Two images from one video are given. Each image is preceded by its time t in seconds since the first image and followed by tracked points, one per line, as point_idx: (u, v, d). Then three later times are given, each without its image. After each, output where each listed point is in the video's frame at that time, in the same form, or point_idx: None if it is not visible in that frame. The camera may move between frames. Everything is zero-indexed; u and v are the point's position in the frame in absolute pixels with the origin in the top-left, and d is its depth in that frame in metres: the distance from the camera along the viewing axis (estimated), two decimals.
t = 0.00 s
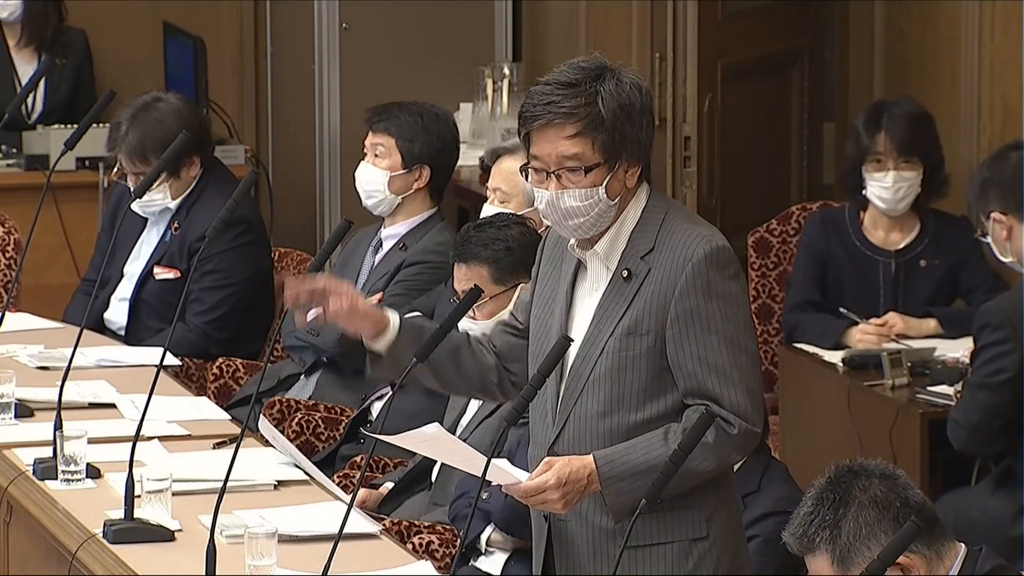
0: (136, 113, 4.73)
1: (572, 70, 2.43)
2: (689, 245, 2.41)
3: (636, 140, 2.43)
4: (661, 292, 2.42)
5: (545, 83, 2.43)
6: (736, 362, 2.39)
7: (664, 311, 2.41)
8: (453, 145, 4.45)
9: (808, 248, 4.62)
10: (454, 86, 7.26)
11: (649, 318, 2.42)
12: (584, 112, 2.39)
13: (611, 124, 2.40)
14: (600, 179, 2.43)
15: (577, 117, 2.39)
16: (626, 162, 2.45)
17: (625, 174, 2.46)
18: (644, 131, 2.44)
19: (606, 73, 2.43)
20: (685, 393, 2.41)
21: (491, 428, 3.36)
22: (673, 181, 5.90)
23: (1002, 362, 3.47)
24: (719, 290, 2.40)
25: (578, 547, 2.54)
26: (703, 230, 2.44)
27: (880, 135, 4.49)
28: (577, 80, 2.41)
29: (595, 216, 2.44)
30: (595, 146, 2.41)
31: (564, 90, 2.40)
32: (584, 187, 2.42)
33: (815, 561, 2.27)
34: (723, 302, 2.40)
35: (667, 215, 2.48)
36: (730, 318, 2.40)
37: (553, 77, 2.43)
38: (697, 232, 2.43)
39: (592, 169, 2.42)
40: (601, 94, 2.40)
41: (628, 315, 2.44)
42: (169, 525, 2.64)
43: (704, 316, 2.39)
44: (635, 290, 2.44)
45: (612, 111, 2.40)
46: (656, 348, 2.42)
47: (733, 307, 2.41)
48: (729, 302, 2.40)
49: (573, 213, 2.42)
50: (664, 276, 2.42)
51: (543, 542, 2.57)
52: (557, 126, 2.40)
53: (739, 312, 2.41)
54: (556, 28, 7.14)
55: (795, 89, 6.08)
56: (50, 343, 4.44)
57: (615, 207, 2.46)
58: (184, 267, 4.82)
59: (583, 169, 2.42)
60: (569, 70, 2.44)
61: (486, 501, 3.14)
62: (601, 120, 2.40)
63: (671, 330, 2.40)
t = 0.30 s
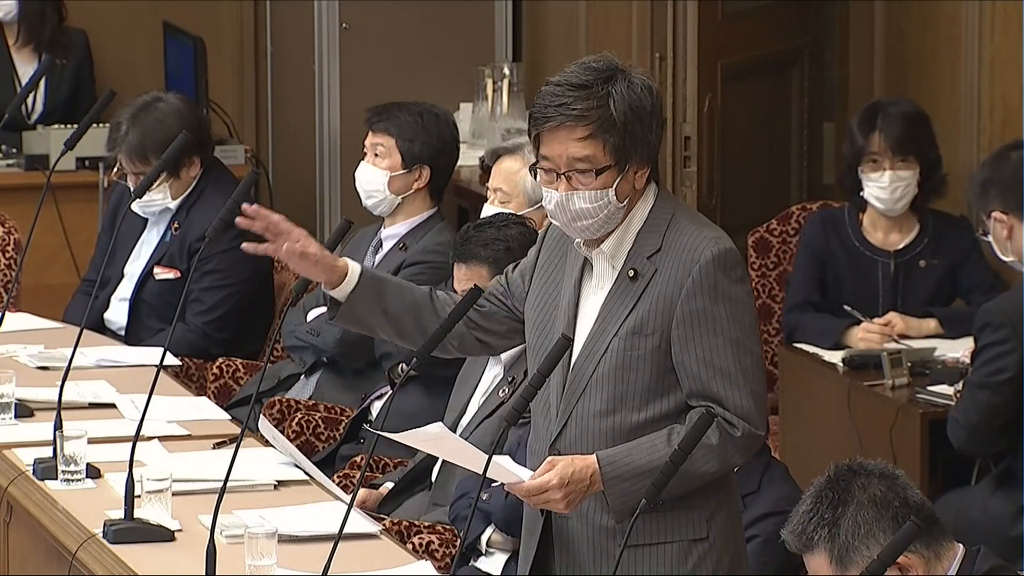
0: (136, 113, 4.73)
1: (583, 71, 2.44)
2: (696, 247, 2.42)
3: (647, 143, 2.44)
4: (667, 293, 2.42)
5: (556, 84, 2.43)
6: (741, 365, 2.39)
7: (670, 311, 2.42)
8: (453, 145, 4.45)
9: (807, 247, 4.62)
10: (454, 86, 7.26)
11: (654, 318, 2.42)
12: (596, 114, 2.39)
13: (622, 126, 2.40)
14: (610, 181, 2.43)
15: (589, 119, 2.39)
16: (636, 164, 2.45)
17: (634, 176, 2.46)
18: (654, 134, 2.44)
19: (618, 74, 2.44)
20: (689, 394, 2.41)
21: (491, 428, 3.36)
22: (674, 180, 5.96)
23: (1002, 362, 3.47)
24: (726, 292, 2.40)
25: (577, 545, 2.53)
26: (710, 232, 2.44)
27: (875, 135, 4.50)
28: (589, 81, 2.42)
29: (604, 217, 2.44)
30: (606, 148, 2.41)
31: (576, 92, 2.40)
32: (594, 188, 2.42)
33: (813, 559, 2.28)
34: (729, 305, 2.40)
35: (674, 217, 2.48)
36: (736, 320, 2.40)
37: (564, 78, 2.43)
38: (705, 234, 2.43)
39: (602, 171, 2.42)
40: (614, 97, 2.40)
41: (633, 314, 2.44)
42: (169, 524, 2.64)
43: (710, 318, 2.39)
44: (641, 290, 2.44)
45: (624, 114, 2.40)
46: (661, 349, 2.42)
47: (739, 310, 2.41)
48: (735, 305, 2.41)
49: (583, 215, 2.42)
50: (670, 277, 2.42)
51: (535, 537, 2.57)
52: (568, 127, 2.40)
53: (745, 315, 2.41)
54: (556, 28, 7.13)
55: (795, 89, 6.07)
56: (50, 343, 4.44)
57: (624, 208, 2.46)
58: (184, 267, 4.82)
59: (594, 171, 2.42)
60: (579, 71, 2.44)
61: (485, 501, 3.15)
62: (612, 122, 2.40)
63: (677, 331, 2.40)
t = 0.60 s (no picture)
0: (136, 113, 4.73)
1: (583, 68, 2.43)
2: (697, 244, 2.42)
3: (646, 139, 2.44)
4: (669, 289, 2.42)
5: (556, 80, 2.43)
6: (743, 362, 2.39)
7: (671, 308, 2.42)
8: (453, 145, 4.45)
9: (807, 246, 4.62)
10: (454, 86, 7.26)
11: (656, 315, 2.42)
12: (596, 110, 2.39)
13: (622, 122, 2.40)
14: (610, 177, 2.43)
15: (588, 115, 2.39)
16: (636, 161, 2.45)
17: (635, 172, 2.46)
18: (654, 130, 2.44)
19: (618, 70, 2.43)
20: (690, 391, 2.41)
21: (491, 428, 3.36)
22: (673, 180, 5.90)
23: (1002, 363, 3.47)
24: (727, 289, 2.40)
25: (578, 543, 2.53)
26: (711, 229, 2.44)
27: (883, 138, 4.49)
28: (589, 77, 2.41)
29: (604, 213, 2.44)
30: (606, 144, 2.41)
31: (576, 88, 2.40)
32: (594, 184, 2.42)
33: (816, 544, 2.30)
34: (731, 301, 2.40)
35: (676, 214, 2.48)
36: (738, 317, 2.40)
37: (564, 75, 2.43)
38: (706, 231, 2.43)
39: (602, 167, 2.42)
40: (613, 93, 2.40)
41: (634, 311, 2.44)
42: (169, 524, 2.64)
43: (711, 315, 2.39)
44: (642, 288, 2.44)
45: (623, 110, 2.40)
46: (662, 345, 2.42)
47: (741, 306, 2.41)
48: (737, 301, 2.40)
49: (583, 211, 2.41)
50: (671, 273, 2.42)
51: (536, 535, 2.56)
52: (568, 124, 2.40)
53: (747, 312, 2.41)
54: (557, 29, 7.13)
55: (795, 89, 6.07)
56: (50, 343, 4.44)
57: (624, 204, 2.46)
58: (184, 267, 4.82)
59: (594, 167, 2.42)
60: (579, 68, 2.44)
61: (486, 501, 3.14)
62: (612, 118, 2.40)
63: (678, 328, 2.40)
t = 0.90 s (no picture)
0: (136, 113, 4.73)
1: (580, 65, 2.43)
2: (697, 241, 2.42)
3: (643, 136, 2.44)
4: (669, 286, 2.42)
5: (553, 78, 2.43)
6: (743, 359, 2.39)
7: (671, 306, 2.42)
8: (453, 145, 4.45)
9: (808, 246, 4.61)
10: (454, 86, 7.26)
11: (656, 312, 2.42)
12: (592, 106, 2.39)
13: (618, 119, 2.40)
14: (608, 174, 2.43)
15: (585, 112, 2.39)
16: (633, 157, 2.45)
17: (632, 170, 2.46)
18: (651, 127, 2.44)
19: (615, 67, 2.43)
20: (691, 389, 2.41)
21: (491, 427, 3.36)
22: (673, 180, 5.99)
23: (1002, 363, 3.47)
24: (727, 285, 2.40)
25: (579, 543, 2.53)
26: (712, 226, 2.44)
27: (902, 145, 4.45)
28: (585, 75, 2.41)
29: (603, 210, 2.44)
30: (602, 140, 2.41)
31: (572, 85, 2.40)
32: (592, 181, 2.42)
33: (823, 533, 2.32)
34: (730, 298, 2.40)
35: (676, 212, 2.48)
36: (737, 313, 2.40)
37: (561, 72, 2.43)
38: (706, 228, 2.43)
39: (599, 164, 2.42)
40: (610, 90, 2.40)
41: (635, 310, 2.44)
42: (169, 524, 2.64)
43: (711, 312, 2.39)
44: (642, 286, 2.44)
45: (619, 107, 2.40)
46: (662, 343, 2.42)
47: (740, 303, 2.41)
48: (736, 298, 2.40)
49: (581, 208, 2.41)
50: (672, 270, 2.42)
51: (537, 535, 2.56)
52: (564, 121, 2.40)
53: (747, 309, 2.41)
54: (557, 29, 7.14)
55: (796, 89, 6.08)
56: (50, 343, 4.44)
57: (622, 202, 2.45)
58: (184, 267, 4.82)
59: (590, 163, 2.42)
60: (576, 65, 2.44)
61: (486, 501, 3.14)
62: (608, 115, 2.40)
63: (678, 325, 2.40)
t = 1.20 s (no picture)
0: (136, 113, 4.73)
1: (580, 66, 2.44)
2: (698, 242, 2.42)
3: (643, 136, 2.43)
4: (669, 287, 2.42)
5: (553, 78, 2.43)
6: (742, 360, 2.39)
7: (671, 307, 2.41)
8: (453, 145, 4.45)
9: (809, 246, 4.61)
10: (454, 86, 7.26)
11: (656, 313, 2.42)
12: (590, 107, 2.39)
13: (617, 120, 2.40)
14: (607, 175, 2.42)
15: (583, 112, 2.39)
16: (633, 158, 2.44)
17: (632, 170, 2.45)
18: (651, 128, 2.44)
19: (614, 68, 2.43)
20: (691, 390, 2.41)
21: (491, 428, 3.36)
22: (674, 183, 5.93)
23: (1003, 364, 3.47)
24: (727, 286, 2.40)
25: (580, 543, 2.53)
26: (712, 227, 2.44)
27: (905, 143, 4.44)
28: (585, 76, 2.41)
29: (603, 211, 2.44)
30: (601, 141, 2.41)
31: (571, 86, 2.40)
32: (591, 182, 2.41)
33: (832, 523, 2.39)
34: (731, 299, 2.40)
35: (677, 213, 2.48)
36: (737, 314, 2.40)
37: (561, 73, 2.43)
38: (707, 229, 2.43)
39: (598, 164, 2.42)
40: (608, 91, 2.40)
41: (635, 310, 2.44)
42: (169, 524, 2.64)
43: (711, 312, 2.38)
44: (643, 286, 2.44)
45: (618, 107, 2.40)
46: (662, 344, 2.42)
47: (740, 304, 2.40)
48: (736, 299, 2.40)
49: (580, 209, 2.41)
50: (672, 271, 2.42)
51: (538, 535, 2.57)
52: (563, 122, 2.40)
53: (747, 309, 2.41)
54: (557, 29, 7.14)
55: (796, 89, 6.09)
56: (50, 343, 4.44)
57: (622, 202, 2.45)
58: (184, 267, 4.82)
59: (589, 164, 2.42)
60: (576, 66, 2.44)
61: (486, 502, 3.13)
62: (607, 115, 2.40)
63: (678, 326, 2.40)
